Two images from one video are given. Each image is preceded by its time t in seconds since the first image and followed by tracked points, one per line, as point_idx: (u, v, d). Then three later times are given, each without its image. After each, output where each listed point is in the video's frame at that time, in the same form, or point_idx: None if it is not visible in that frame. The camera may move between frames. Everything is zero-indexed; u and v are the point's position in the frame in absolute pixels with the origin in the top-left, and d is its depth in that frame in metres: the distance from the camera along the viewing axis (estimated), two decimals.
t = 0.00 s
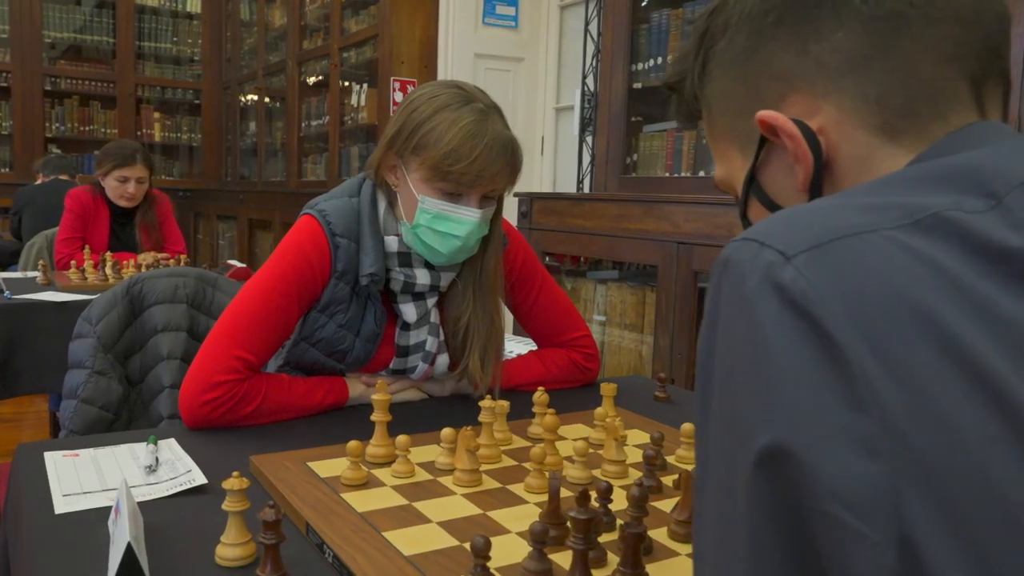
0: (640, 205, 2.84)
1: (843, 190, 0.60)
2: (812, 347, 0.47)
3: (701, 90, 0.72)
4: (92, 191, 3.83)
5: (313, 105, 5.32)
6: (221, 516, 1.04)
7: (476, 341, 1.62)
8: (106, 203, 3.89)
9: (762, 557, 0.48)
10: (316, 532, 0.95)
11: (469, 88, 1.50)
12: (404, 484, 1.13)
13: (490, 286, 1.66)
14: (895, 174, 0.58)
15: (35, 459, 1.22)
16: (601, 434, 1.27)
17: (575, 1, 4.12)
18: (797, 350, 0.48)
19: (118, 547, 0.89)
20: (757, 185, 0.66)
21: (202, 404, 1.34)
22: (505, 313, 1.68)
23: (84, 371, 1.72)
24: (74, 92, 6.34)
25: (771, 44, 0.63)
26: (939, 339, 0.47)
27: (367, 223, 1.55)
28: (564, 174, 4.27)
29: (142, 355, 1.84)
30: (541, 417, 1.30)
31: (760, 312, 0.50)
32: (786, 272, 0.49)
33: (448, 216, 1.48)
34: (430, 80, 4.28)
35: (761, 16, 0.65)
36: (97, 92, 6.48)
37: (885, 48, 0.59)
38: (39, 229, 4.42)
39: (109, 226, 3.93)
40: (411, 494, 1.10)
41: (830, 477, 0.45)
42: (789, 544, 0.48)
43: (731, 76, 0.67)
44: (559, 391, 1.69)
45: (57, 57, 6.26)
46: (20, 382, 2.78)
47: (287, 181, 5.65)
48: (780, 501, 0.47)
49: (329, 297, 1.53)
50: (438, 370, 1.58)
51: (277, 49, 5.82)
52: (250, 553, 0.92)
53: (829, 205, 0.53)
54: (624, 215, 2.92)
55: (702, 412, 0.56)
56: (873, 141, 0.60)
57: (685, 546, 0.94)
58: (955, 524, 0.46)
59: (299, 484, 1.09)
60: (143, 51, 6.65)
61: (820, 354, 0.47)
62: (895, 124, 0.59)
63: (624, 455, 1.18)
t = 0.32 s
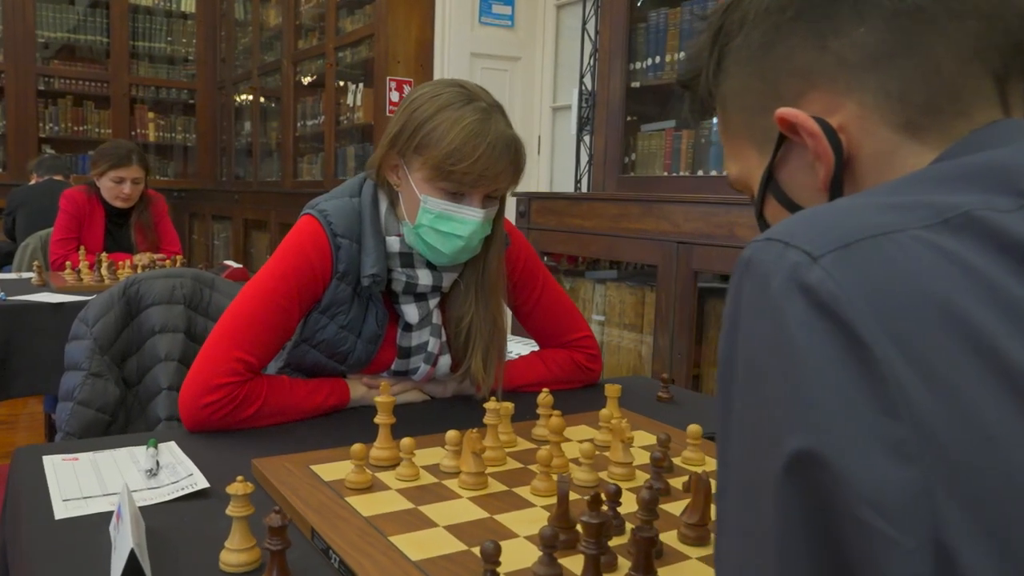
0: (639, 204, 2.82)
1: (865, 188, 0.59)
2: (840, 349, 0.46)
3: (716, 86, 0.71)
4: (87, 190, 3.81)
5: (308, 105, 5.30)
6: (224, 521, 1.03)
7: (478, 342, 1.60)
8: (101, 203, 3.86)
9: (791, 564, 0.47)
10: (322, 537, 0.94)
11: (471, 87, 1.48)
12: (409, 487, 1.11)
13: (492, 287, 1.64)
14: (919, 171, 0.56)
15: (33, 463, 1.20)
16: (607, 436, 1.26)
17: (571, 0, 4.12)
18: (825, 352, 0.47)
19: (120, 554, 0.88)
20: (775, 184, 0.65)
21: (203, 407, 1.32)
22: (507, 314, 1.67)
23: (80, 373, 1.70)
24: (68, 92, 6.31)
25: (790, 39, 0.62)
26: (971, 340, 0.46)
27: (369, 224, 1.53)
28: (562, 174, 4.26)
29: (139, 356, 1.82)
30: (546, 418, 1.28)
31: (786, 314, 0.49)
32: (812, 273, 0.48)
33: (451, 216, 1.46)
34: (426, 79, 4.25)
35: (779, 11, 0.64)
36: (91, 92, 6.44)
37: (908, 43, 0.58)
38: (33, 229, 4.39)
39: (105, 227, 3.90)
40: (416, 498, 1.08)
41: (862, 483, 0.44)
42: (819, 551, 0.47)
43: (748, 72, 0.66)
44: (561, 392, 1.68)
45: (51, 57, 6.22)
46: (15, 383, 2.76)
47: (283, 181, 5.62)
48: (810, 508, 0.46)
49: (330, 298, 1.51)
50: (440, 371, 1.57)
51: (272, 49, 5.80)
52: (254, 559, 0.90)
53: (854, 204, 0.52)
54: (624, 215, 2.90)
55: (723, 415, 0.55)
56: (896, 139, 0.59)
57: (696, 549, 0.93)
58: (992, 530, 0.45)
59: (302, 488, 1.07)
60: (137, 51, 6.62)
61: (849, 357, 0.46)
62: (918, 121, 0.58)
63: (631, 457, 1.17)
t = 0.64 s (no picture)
0: (638, 203, 2.81)
1: (887, 187, 0.58)
2: (872, 352, 0.46)
3: (732, 83, 0.70)
4: (82, 191, 3.78)
5: (303, 105, 5.28)
6: (227, 526, 1.01)
7: (480, 343, 1.59)
8: (96, 204, 3.84)
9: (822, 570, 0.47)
10: (328, 542, 0.92)
11: (473, 85, 1.47)
12: (414, 491, 1.10)
13: (494, 287, 1.63)
14: (945, 169, 0.55)
15: (32, 467, 1.19)
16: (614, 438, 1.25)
17: None
18: (857, 356, 0.46)
19: (123, 561, 0.86)
20: (792, 182, 0.64)
21: (204, 409, 1.31)
22: (510, 314, 1.66)
23: (76, 375, 1.68)
24: (62, 92, 6.28)
25: (810, 33, 0.61)
26: (1008, 342, 0.45)
27: (371, 223, 1.52)
28: (559, 173, 4.26)
29: (137, 358, 1.80)
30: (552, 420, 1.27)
31: (813, 315, 0.48)
32: (841, 273, 0.47)
33: (454, 215, 1.45)
34: (422, 79, 4.22)
35: (799, 6, 0.63)
36: (85, 92, 6.41)
37: (932, 39, 0.57)
38: (27, 230, 4.36)
39: (100, 227, 3.88)
40: (421, 501, 1.07)
41: (899, 491, 0.43)
42: (852, 557, 0.46)
43: (767, 69, 0.65)
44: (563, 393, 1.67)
45: (45, 57, 6.18)
46: (12, 385, 2.74)
47: (278, 181, 5.60)
48: (843, 514, 0.45)
49: (332, 299, 1.50)
50: (442, 372, 1.55)
51: (267, 49, 5.78)
52: (259, 565, 0.88)
53: (881, 203, 0.51)
54: (623, 213, 2.88)
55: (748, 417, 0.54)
56: (919, 136, 0.58)
57: (708, 552, 0.91)
58: None
59: (307, 492, 1.05)
60: (131, 51, 6.59)
61: (881, 360, 0.45)
62: (942, 118, 0.57)
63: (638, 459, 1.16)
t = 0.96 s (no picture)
0: (638, 203, 2.80)
1: (909, 186, 0.57)
2: (901, 354, 0.44)
3: (746, 81, 0.69)
4: (77, 191, 3.76)
5: (299, 104, 5.26)
6: (228, 530, 1.00)
7: (482, 343, 1.58)
8: (92, 203, 3.81)
9: None
10: (332, 546, 0.90)
11: (475, 83, 1.46)
12: (418, 493, 1.09)
13: (497, 288, 1.62)
14: (970, 167, 0.54)
15: (29, 470, 1.17)
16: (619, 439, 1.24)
17: None
18: (886, 358, 0.44)
19: (123, 566, 0.85)
20: (810, 180, 0.63)
21: (203, 410, 1.29)
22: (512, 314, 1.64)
23: (72, 375, 1.66)
24: (56, 91, 6.24)
25: (830, 28, 0.60)
26: None
27: (372, 223, 1.50)
28: (557, 173, 4.25)
29: (133, 358, 1.78)
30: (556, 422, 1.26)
31: (841, 316, 0.46)
32: (869, 273, 0.46)
33: (456, 215, 1.44)
34: (418, 78, 4.20)
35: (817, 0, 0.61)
36: (79, 90, 6.37)
37: (957, 35, 0.56)
38: (21, 230, 4.33)
39: (96, 227, 3.86)
40: (425, 505, 1.05)
41: (932, 497, 0.42)
42: (883, 566, 0.45)
43: (783, 66, 0.64)
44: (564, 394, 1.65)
45: (38, 55, 6.14)
46: (7, 386, 2.72)
47: (274, 180, 5.57)
48: (873, 522, 0.44)
49: (333, 299, 1.48)
50: (444, 373, 1.54)
51: (263, 47, 5.75)
52: (262, 570, 0.86)
53: (907, 201, 0.50)
54: (623, 213, 2.87)
55: (768, 421, 0.53)
56: (942, 133, 0.57)
57: (717, 556, 0.90)
58: None
59: (309, 496, 1.04)
60: (126, 49, 6.56)
61: (911, 362, 0.44)
62: (967, 116, 0.56)
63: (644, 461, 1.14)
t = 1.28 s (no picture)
0: (636, 202, 2.79)
1: (933, 184, 0.55)
2: (932, 357, 0.43)
3: (761, 77, 0.68)
4: (72, 191, 3.73)
5: (295, 103, 5.23)
6: (229, 534, 0.98)
7: (483, 345, 1.56)
8: (86, 203, 3.79)
9: None
10: (335, 551, 0.89)
11: (477, 81, 1.44)
12: (421, 497, 1.07)
13: (499, 288, 1.60)
14: (994, 165, 0.53)
15: (24, 473, 1.15)
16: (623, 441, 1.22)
17: None
18: (914, 359, 0.43)
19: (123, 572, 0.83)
20: (828, 178, 0.61)
21: (202, 413, 1.27)
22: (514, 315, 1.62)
23: (67, 377, 1.64)
24: (50, 91, 6.20)
25: (848, 24, 0.59)
26: None
27: (372, 223, 1.49)
28: (555, 173, 4.25)
29: (129, 359, 1.76)
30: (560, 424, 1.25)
31: (867, 317, 0.45)
32: (896, 273, 0.45)
33: (458, 215, 1.43)
34: (415, 77, 4.18)
35: None
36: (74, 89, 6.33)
37: (978, 31, 0.55)
38: (14, 230, 4.30)
39: (90, 227, 3.84)
40: (429, 508, 1.04)
41: (964, 504, 0.41)
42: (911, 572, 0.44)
43: (799, 62, 0.62)
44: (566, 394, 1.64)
45: (31, 54, 6.11)
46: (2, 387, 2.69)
47: (270, 180, 5.55)
48: (902, 528, 0.43)
49: (333, 299, 1.46)
50: (444, 374, 1.52)
51: (258, 47, 5.72)
52: None
53: (934, 199, 0.49)
54: (622, 213, 2.86)
55: (789, 423, 0.51)
56: (965, 130, 0.56)
57: (725, 559, 0.89)
58: None
59: (310, 499, 1.02)
60: (121, 49, 6.52)
61: (942, 366, 0.43)
62: (990, 113, 0.55)
63: (649, 463, 1.13)
